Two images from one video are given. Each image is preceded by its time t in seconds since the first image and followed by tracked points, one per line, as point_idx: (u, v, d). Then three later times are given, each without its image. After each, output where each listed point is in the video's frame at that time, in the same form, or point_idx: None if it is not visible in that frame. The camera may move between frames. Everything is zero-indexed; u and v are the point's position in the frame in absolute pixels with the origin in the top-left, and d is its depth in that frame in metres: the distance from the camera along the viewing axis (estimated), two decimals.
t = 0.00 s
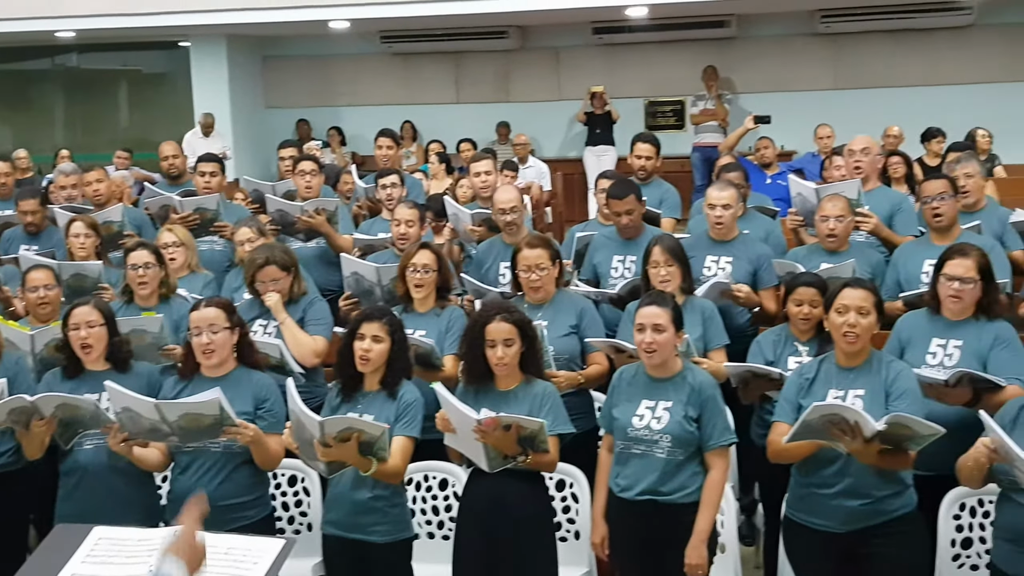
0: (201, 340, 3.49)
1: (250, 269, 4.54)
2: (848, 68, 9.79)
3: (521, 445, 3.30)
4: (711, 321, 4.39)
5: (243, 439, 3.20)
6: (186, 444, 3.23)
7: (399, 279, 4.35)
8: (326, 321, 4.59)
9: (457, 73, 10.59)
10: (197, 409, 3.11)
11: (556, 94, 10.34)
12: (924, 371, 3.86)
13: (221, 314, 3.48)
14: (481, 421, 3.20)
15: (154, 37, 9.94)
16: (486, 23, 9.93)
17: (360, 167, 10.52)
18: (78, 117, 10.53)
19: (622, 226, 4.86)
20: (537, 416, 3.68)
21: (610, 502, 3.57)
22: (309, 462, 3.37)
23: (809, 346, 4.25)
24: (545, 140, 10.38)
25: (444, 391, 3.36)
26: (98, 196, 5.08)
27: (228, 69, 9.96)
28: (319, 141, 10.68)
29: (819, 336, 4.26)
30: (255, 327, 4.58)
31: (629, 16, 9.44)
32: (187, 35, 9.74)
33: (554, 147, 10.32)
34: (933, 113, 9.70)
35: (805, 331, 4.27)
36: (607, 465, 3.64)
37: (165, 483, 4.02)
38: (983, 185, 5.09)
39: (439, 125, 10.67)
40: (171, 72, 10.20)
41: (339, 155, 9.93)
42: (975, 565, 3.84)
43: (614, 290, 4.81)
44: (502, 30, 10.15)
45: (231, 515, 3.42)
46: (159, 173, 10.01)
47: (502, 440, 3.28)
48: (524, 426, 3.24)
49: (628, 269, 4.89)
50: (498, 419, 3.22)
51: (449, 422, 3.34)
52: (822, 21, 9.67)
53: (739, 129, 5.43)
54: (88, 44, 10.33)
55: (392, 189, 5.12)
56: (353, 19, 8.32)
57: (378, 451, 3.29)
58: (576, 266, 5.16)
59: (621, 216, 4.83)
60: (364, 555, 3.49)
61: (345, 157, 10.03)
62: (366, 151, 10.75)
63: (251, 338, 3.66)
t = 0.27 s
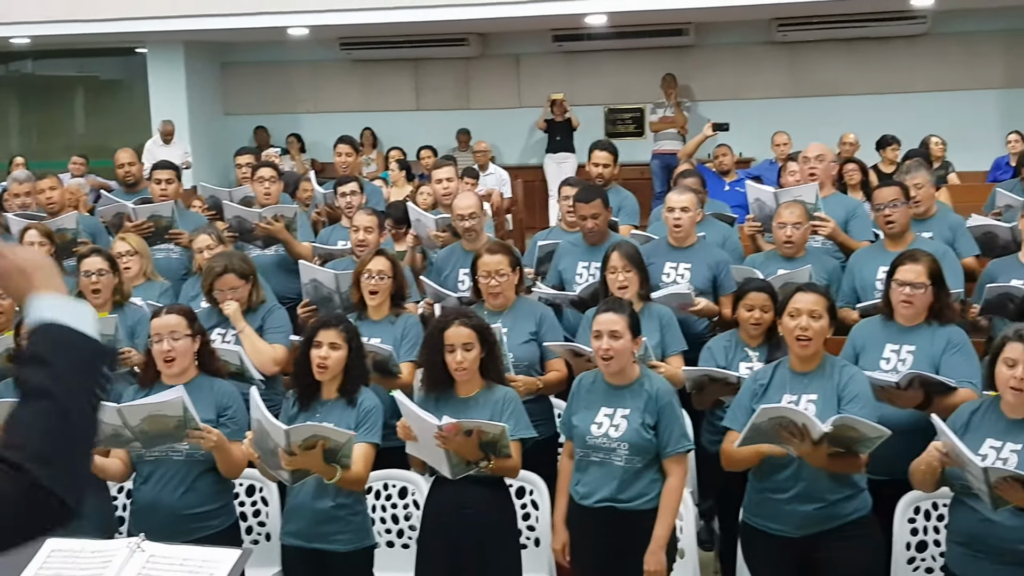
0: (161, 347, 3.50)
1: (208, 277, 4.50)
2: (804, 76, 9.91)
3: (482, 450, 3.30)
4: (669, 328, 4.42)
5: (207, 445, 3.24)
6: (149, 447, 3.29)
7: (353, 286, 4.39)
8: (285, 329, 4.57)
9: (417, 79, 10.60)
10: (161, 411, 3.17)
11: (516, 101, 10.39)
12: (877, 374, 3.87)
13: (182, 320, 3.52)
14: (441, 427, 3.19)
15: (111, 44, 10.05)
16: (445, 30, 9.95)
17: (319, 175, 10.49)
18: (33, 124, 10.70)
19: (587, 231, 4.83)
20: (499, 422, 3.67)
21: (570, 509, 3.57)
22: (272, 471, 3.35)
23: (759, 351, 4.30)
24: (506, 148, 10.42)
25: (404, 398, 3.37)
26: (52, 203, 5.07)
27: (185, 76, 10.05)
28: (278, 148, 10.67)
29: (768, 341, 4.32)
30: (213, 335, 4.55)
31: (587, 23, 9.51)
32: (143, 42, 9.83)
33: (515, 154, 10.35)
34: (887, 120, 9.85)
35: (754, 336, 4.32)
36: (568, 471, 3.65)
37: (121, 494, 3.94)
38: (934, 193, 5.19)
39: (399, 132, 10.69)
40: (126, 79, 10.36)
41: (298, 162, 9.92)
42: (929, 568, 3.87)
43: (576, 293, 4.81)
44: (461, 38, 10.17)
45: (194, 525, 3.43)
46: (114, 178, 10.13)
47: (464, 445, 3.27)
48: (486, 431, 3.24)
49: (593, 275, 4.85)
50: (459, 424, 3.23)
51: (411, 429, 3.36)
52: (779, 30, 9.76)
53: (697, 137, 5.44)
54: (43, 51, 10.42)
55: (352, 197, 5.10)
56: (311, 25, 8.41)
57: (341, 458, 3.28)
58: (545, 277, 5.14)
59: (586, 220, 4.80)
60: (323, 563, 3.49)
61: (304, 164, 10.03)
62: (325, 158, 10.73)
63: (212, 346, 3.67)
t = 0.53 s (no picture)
0: (124, 353, 3.50)
1: (166, 283, 4.48)
2: (761, 82, 10.05)
3: (444, 452, 3.35)
4: (627, 333, 4.44)
5: (172, 448, 3.20)
6: (115, 453, 3.23)
7: (308, 292, 4.45)
8: (245, 334, 4.59)
9: (378, 84, 10.68)
10: (126, 412, 3.11)
11: (477, 106, 10.49)
12: (831, 377, 3.87)
13: (144, 326, 3.52)
14: (400, 429, 3.24)
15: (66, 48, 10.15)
16: (405, 36, 9.98)
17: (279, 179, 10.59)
18: None
19: (551, 234, 4.79)
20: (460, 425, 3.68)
21: (531, 514, 3.58)
22: (235, 478, 3.29)
23: (711, 356, 4.35)
24: (466, 153, 10.51)
25: (363, 403, 3.40)
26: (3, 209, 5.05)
27: (143, 81, 10.13)
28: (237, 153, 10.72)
29: (719, 346, 4.36)
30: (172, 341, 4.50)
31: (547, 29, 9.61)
32: (101, 47, 9.90)
33: (475, 159, 10.45)
34: (842, 126, 9.99)
35: (705, 341, 4.37)
36: (530, 476, 3.67)
37: (76, 503, 3.86)
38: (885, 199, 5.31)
39: (359, 137, 10.77)
40: (84, 83, 10.45)
41: (257, 167, 9.97)
42: (885, 569, 3.91)
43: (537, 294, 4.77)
44: (422, 42, 10.14)
45: (166, 531, 3.42)
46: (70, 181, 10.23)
47: (424, 447, 3.31)
48: (445, 432, 3.28)
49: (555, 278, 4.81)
50: (419, 426, 3.27)
51: (372, 435, 3.40)
52: (738, 36, 9.82)
53: (656, 142, 5.47)
54: None
55: (310, 204, 5.08)
56: (271, 29, 8.48)
57: (305, 461, 3.28)
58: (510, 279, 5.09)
59: (550, 223, 4.78)
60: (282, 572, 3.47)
61: (263, 169, 10.08)
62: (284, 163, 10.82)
63: (175, 351, 3.64)
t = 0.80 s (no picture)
0: (93, 358, 3.46)
1: (130, 286, 4.42)
2: (726, 85, 10.14)
3: (411, 457, 3.37)
4: (592, 335, 4.44)
5: (144, 451, 3.23)
6: (87, 455, 3.25)
7: (271, 296, 4.46)
8: (212, 338, 4.56)
9: (344, 86, 10.70)
10: (98, 415, 3.15)
11: (444, 108, 10.54)
12: (794, 377, 3.90)
13: (114, 329, 3.47)
14: (364, 435, 3.24)
15: (29, 51, 10.24)
16: (372, 38, 9.99)
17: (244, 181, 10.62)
18: None
19: (521, 236, 4.75)
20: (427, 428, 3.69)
21: (500, 516, 3.59)
22: (203, 482, 3.28)
23: (678, 356, 4.36)
24: (433, 156, 10.57)
25: (329, 410, 3.41)
26: None
27: (106, 84, 10.16)
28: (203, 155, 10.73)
29: (686, 347, 4.36)
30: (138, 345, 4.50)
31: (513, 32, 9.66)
32: (64, 49, 9.90)
33: (442, 161, 10.51)
34: (806, 128, 10.10)
35: (672, 343, 4.38)
36: (498, 476, 3.67)
37: (38, 509, 3.79)
38: (848, 201, 5.36)
39: (326, 140, 10.79)
40: (47, 85, 10.51)
41: (222, 169, 9.98)
42: (848, 567, 3.94)
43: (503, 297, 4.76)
44: (389, 45, 10.22)
45: (138, 535, 3.44)
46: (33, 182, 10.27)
47: (390, 452, 3.32)
48: (410, 436, 3.29)
49: (522, 281, 4.78)
50: (383, 431, 3.27)
51: (339, 441, 3.41)
52: (704, 39, 9.86)
53: (622, 144, 5.49)
54: None
55: (274, 208, 5.06)
56: (236, 31, 8.48)
57: (274, 464, 3.27)
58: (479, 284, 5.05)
59: (519, 225, 4.74)
60: None
61: (229, 171, 10.09)
62: (248, 165, 10.85)
63: (146, 355, 3.62)
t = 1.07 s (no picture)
0: (61, 361, 3.43)
1: (92, 287, 4.39)
2: (690, 88, 10.23)
3: (372, 461, 3.35)
4: (556, 336, 4.45)
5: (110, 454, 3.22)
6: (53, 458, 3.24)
7: (231, 298, 4.44)
8: (174, 342, 4.56)
9: (309, 88, 10.72)
10: (64, 418, 3.14)
11: (409, 110, 10.57)
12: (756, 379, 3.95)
13: (82, 333, 3.44)
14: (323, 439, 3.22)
15: None
16: (337, 41, 10.01)
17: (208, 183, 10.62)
18: None
19: (484, 237, 4.76)
20: (391, 432, 3.66)
21: (465, 518, 3.58)
22: (166, 488, 3.25)
23: (648, 358, 4.37)
24: (399, 157, 10.62)
25: (290, 416, 3.36)
26: None
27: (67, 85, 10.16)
28: (166, 157, 10.71)
29: (655, 347, 4.37)
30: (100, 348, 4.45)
31: (478, 35, 9.71)
32: (25, 50, 9.86)
33: (407, 163, 10.56)
34: (769, 131, 10.21)
35: (642, 345, 4.39)
36: (462, 478, 3.66)
37: None
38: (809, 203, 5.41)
39: (291, 142, 10.80)
40: (11, 85, 10.64)
41: (185, 171, 9.96)
42: (809, 566, 3.97)
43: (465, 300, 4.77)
44: (353, 47, 10.25)
45: (103, 540, 3.42)
46: None
47: (350, 457, 3.30)
48: (371, 441, 3.28)
49: (486, 282, 4.78)
50: (343, 436, 3.25)
51: (301, 446, 3.37)
52: (668, 42, 10.02)
53: (587, 147, 5.52)
54: None
55: (236, 210, 5.05)
56: (200, 32, 8.45)
57: (237, 469, 3.22)
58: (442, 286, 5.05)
59: (483, 225, 4.75)
60: None
61: (192, 173, 10.07)
62: (212, 167, 10.85)
63: (115, 358, 3.59)
